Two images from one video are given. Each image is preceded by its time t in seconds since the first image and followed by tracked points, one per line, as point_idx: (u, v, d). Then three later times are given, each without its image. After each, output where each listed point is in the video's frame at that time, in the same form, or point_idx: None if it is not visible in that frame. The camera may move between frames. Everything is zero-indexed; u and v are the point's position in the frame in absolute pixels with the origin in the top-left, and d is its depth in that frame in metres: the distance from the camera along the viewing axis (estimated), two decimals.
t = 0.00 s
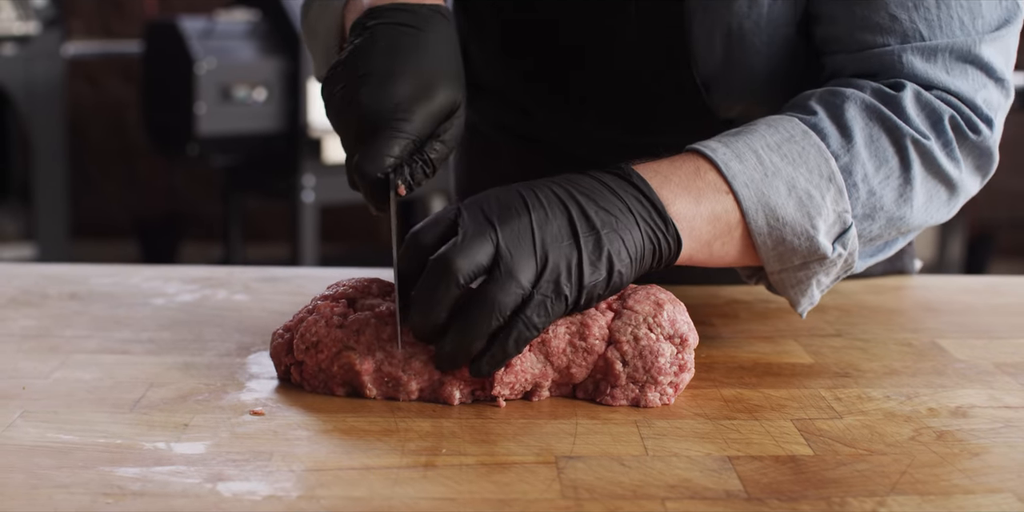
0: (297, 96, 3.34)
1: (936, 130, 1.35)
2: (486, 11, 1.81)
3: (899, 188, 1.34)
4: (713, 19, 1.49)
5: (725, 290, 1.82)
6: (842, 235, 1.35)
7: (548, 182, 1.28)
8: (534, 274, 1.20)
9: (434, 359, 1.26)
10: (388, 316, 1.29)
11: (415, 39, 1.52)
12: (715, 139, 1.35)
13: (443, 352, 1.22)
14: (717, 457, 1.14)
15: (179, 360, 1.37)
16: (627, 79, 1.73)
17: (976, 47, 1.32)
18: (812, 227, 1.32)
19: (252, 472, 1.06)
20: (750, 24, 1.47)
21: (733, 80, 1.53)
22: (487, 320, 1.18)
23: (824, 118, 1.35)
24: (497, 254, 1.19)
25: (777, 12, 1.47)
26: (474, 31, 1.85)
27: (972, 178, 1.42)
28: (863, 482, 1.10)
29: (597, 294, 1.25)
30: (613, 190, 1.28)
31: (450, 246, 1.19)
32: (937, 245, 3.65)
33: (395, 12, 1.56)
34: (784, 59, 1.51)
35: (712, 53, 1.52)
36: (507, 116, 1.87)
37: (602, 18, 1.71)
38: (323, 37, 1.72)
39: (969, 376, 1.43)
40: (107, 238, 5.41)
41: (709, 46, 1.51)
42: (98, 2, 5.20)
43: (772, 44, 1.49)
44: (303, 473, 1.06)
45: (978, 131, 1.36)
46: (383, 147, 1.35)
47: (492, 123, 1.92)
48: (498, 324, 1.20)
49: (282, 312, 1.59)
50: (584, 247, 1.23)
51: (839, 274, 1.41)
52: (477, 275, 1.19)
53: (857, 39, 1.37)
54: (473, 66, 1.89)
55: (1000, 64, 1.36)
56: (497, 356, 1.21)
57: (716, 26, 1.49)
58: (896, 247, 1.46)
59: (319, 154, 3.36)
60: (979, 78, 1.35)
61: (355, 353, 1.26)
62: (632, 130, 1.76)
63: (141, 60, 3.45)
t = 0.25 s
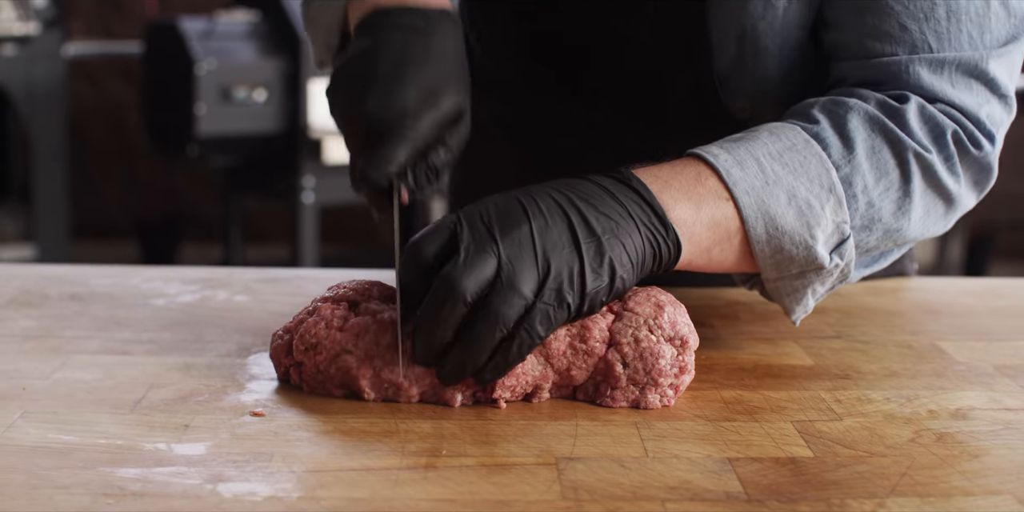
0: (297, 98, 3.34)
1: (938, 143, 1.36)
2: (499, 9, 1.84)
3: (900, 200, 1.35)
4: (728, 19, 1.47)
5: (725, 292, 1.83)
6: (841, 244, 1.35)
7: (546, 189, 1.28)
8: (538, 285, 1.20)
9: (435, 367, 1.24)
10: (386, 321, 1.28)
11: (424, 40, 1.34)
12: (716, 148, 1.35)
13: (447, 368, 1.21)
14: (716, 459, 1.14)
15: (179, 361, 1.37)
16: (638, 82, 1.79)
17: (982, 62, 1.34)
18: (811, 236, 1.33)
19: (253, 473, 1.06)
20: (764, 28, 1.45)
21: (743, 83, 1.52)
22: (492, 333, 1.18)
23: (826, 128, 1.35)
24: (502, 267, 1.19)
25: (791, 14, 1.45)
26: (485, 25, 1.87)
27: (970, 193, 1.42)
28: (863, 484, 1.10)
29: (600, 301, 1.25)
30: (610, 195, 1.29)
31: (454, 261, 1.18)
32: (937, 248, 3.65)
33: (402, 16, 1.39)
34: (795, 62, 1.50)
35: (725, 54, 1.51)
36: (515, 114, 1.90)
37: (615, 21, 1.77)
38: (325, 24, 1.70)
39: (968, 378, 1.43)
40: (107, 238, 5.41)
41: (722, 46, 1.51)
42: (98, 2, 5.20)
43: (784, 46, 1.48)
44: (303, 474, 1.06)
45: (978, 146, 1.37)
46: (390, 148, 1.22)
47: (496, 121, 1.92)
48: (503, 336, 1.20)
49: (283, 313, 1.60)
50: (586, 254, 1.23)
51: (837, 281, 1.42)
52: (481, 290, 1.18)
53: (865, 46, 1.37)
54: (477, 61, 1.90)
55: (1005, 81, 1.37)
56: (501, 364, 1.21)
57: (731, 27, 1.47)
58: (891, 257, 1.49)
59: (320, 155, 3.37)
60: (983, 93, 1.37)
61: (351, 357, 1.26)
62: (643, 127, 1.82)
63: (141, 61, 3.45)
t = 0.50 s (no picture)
0: (297, 98, 3.34)
1: (941, 144, 1.36)
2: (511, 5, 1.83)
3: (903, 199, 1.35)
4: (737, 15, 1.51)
5: (727, 292, 1.83)
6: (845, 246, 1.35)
7: (548, 192, 1.28)
8: (541, 290, 1.19)
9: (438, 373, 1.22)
10: (387, 322, 1.28)
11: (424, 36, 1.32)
12: (719, 147, 1.35)
13: (452, 377, 1.20)
14: (719, 458, 1.14)
15: (181, 359, 1.37)
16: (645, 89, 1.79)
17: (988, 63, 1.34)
18: (814, 237, 1.32)
19: (255, 472, 1.06)
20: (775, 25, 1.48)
21: (757, 78, 1.54)
22: (498, 338, 1.17)
23: (828, 129, 1.35)
24: (507, 272, 1.18)
25: (802, 12, 1.48)
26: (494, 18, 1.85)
27: (972, 195, 1.42)
28: (864, 484, 1.10)
29: (606, 302, 1.25)
30: (613, 197, 1.29)
31: (456, 268, 1.17)
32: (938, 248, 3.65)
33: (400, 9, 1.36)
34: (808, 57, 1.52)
35: (737, 46, 1.54)
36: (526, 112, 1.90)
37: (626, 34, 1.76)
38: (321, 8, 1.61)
39: (970, 378, 1.43)
40: (109, 237, 5.41)
41: (733, 42, 1.53)
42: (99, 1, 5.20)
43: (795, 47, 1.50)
44: (305, 473, 1.06)
45: (983, 147, 1.36)
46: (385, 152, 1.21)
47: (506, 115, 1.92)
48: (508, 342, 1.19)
49: (284, 312, 1.60)
50: (590, 256, 1.23)
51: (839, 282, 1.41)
52: (485, 295, 1.18)
53: (871, 43, 1.38)
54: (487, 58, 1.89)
55: (1011, 83, 1.37)
56: (508, 371, 1.20)
57: (741, 23, 1.51)
58: (892, 259, 1.48)
59: (321, 154, 3.39)
60: (988, 94, 1.36)
61: (351, 356, 1.24)
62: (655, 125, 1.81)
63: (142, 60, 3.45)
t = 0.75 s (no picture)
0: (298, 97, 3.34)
1: (941, 133, 1.36)
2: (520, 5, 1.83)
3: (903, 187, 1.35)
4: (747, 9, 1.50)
5: (729, 291, 1.82)
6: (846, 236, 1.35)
7: (545, 189, 1.27)
8: (542, 290, 1.19)
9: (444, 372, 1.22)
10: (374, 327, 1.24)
11: (418, 154, 1.49)
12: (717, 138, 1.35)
13: (454, 378, 1.19)
14: (721, 457, 1.14)
15: (182, 358, 1.37)
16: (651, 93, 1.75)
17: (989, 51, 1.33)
18: (815, 227, 1.32)
19: (257, 471, 1.06)
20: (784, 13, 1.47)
21: (765, 71, 1.53)
22: (499, 340, 1.17)
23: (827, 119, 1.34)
24: (507, 275, 1.18)
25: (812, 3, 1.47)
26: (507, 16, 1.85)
27: (971, 185, 1.43)
28: (867, 483, 1.10)
29: (607, 298, 1.25)
30: (613, 191, 1.28)
31: (456, 271, 1.17)
32: (940, 247, 3.64)
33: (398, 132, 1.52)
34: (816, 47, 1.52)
35: (747, 40, 1.53)
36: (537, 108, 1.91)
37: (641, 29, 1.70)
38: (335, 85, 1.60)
39: (972, 377, 1.43)
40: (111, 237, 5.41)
41: (744, 32, 1.53)
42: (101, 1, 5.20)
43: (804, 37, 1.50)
44: (307, 472, 1.06)
45: (982, 134, 1.36)
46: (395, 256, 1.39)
47: (516, 107, 1.95)
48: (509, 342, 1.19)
49: (286, 311, 1.59)
50: (590, 252, 1.22)
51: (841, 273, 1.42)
52: (486, 297, 1.17)
53: (873, 29, 1.38)
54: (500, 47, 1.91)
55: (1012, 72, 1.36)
56: (512, 370, 1.20)
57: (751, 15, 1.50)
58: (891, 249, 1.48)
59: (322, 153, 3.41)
60: (988, 82, 1.36)
61: (332, 358, 1.22)
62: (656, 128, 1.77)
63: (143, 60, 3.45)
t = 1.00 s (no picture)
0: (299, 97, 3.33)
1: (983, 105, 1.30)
2: (522, 3, 1.70)
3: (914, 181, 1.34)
4: None
5: (730, 290, 1.82)
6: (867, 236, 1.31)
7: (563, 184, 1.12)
8: (567, 274, 1.07)
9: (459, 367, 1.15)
10: (364, 328, 1.25)
11: (418, 174, 1.51)
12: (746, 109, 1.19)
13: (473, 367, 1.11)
14: (721, 458, 1.14)
15: (182, 358, 1.37)
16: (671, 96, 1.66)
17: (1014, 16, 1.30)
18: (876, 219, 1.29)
19: (256, 471, 1.05)
20: None
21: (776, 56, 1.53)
22: (519, 326, 1.07)
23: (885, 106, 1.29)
24: (531, 257, 1.06)
25: None
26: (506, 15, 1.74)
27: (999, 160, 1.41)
28: (868, 483, 1.09)
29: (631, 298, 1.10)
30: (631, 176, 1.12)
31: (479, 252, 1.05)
32: (942, 247, 3.64)
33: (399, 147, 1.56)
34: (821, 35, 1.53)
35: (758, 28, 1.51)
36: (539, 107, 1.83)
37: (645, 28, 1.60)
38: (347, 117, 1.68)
39: (973, 377, 1.43)
40: (112, 236, 5.41)
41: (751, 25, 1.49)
42: None
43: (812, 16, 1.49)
44: (306, 472, 1.05)
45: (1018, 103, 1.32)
46: (390, 252, 1.28)
47: (520, 113, 1.87)
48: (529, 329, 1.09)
49: (286, 310, 1.59)
50: (610, 241, 1.08)
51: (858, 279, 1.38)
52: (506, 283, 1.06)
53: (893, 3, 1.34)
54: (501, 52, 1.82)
55: None
56: (535, 359, 1.10)
57: None
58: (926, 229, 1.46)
59: (323, 153, 3.37)
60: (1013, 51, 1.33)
61: (321, 357, 1.23)
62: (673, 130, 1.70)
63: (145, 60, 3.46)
